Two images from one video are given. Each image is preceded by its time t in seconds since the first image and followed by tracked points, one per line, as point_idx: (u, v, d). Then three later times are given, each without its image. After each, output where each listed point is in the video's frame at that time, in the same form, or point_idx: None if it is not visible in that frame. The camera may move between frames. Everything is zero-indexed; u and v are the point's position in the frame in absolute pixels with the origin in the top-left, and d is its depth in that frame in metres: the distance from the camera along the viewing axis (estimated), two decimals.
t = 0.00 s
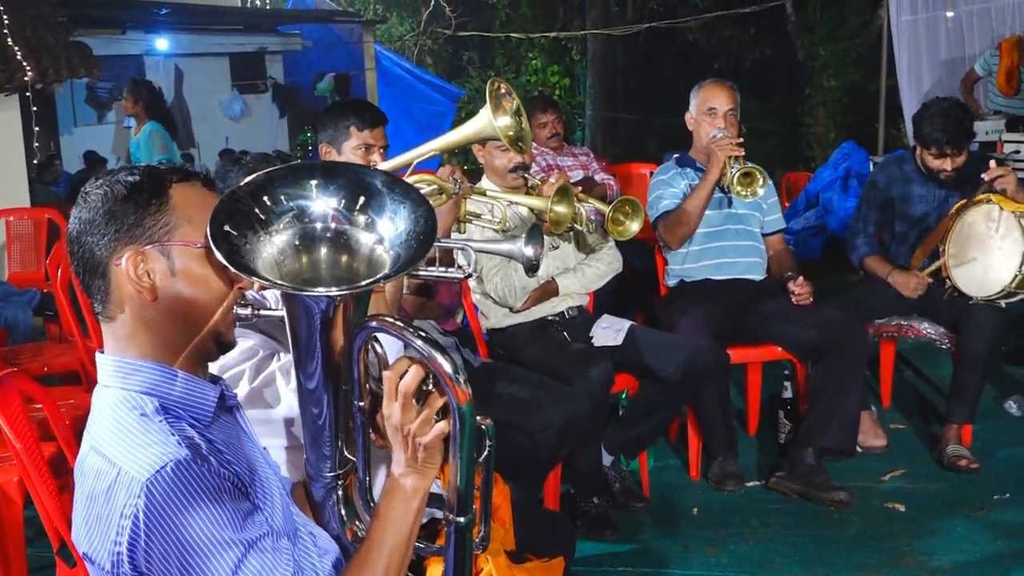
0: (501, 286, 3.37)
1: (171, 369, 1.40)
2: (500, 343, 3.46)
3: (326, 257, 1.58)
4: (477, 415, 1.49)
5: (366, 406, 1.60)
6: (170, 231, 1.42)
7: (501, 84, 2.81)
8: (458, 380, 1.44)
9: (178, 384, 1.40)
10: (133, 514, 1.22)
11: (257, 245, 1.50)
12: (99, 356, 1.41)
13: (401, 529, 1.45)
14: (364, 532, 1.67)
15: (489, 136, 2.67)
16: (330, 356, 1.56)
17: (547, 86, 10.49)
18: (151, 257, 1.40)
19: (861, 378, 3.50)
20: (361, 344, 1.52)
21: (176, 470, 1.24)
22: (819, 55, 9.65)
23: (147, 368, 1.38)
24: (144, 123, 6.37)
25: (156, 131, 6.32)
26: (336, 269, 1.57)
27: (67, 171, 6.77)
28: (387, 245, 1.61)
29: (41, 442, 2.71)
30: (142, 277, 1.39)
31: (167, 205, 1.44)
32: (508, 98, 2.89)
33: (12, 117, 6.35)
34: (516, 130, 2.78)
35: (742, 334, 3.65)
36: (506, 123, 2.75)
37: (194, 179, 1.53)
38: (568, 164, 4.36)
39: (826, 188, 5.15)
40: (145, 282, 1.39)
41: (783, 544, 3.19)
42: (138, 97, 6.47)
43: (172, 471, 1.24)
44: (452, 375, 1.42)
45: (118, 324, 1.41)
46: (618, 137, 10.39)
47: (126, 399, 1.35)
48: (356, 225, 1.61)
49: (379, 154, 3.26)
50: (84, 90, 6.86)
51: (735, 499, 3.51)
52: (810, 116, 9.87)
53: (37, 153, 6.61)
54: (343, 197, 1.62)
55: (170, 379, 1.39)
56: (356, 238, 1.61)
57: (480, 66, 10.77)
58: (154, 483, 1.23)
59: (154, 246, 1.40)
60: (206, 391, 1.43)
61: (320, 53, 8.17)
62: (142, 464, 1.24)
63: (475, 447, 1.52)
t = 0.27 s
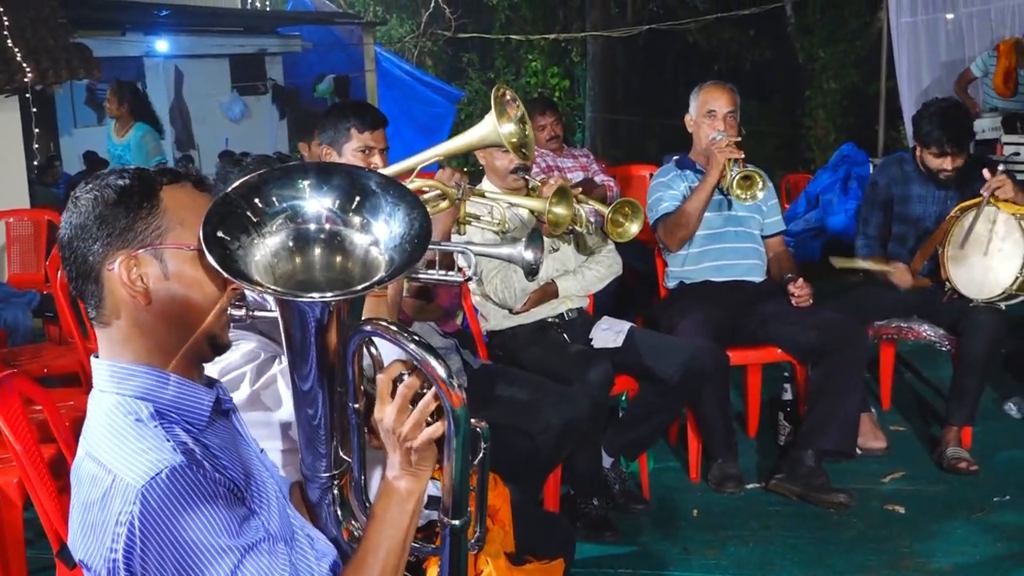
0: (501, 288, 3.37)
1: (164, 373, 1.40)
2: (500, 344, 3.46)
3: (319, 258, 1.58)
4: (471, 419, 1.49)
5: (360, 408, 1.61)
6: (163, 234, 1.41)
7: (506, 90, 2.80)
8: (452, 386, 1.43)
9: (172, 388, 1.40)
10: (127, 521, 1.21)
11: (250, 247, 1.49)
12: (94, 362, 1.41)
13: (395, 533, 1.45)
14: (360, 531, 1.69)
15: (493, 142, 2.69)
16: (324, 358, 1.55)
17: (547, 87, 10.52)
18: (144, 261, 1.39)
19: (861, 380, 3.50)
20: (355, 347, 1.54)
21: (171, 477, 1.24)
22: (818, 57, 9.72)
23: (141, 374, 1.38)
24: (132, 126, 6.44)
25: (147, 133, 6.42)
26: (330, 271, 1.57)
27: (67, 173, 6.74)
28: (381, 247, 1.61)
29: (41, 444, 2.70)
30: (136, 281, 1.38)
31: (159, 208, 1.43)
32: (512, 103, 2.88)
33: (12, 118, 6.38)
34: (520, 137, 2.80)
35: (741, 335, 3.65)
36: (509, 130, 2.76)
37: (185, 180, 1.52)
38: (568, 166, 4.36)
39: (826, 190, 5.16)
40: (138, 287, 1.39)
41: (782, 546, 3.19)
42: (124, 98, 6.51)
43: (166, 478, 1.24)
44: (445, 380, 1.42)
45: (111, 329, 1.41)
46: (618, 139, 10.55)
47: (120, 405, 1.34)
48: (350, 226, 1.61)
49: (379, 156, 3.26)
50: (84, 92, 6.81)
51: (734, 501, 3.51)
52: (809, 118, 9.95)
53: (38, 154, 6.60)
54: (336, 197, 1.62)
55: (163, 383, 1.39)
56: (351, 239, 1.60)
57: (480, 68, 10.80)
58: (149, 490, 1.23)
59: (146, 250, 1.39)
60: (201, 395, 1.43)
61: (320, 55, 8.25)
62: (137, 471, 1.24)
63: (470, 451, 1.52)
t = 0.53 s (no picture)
0: (502, 289, 3.37)
1: (165, 376, 1.40)
2: (502, 346, 3.45)
3: (320, 261, 1.57)
4: (471, 424, 1.48)
5: (359, 410, 1.62)
6: (163, 237, 1.41)
7: (510, 95, 2.83)
8: (451, 393, 1.42)
9: (172, 391, 1.40)
10: (128, 526, 1.22)
11: (250, 250, 1.49)
12: (94, 365, 1.41)
13: (393, 542, 1.45)
14: (359, 534, 1.70)
15: (494, 146, 2.71)
16: (323, 360, 1.55)
17: (549, 90, 10.51)
18: (143, 264, 1.39)
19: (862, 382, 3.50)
20: (356, 352, 1.55)
21: (171, 482, 1.24)
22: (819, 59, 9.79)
23: (141, 377, 1.38)
24: (116, 128, 6.09)
25: (133, 133, 6.07)
26: (330, 273, 1.56)
27: (68, 174, 6.74)
28: (383, 252, 1.61)
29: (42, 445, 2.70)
30: (136, 284, 1.38)
31: (158, 210, 1.42)
32: (515, 108, 2.90)
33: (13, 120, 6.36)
34: (522, 141, 2.81)
35: (743, 338, 3.65)
36: (512, 134, 2.78)
37: (185, 181, 1.52)
38: (570, 168, 4.36)
39: (827, 193, 5.17)
40: (138, 290, 1.39)
41: (784, 549, 3.19)
42: (106, 100, 6.09)
43: (167, 483, 1.24)
44: (445, 387, 1.42)
45: (111, 332, 1.41)
46: (621, 142, 10.22)
47: (122, 408, 1.34)
48: (352, 230, 1.61)
49: (381, 158, 3.25)
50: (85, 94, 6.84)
51: (736, 504, 3.51)
52: (812, 120, 10.03)
53: (39, 156, 6.59)
54: (338, 201, 1.62)
55: (163, 386, 1.39)
56: (352, 243, 1.61)
57: (482, 70, 10.82)
58: (149, 495, 1.23)
59: (146, 252, 1.39)
60: (202, 399, 1.43)
61: (322, 57, 8.16)
62: (138, 476, 1.24)
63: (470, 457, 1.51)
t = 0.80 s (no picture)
0: (503, 289, 3.34)
1: (168, 379, 1.40)
2: (503, 349, 3.45)
3: (324, 263, 1.57)
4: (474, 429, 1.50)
5: (360, 413, 1.63)
6: (167, 239, 1.41)
7: (516, 102, 2.84)
8: (455, 399, 1.45)
9: (174, 393, 1.40)
10: (130, 529, 1.22)
11: (255, 252, 1.49)
12: (97, 367, 1.41)
13: (391, 549, 1.44)
14: (360, 537, 1.71)
15: (500, 153, 2.69)
16: (326, 363, 1.55)
17: (550, 93, 10.49)
18: (147, 267, 1.39)
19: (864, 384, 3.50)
20: (359, 356, 1.56)
21: (174, 485, 1.24)
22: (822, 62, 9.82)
23: (143, 379, 1.38)
24: (94, 123, 5.93)
25: (111, 129, 5.89)
26: (334, 277, 1.56)
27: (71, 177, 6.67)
28: (387, 257, 1.61)
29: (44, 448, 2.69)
30: (140, 287, 1.39)
31: (163, 213, 1.43)
32: (521, 116, 2.91)
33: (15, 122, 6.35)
34: (526, 148, 2.82)
35: (744, 340, 3.65)
36: (517, 141, 2.78)
37: (188, 184, 1.52)
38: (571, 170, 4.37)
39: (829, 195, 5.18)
40: (142, 293, 1.39)
41: (786, 551, 3.19)
42: (86, 96, 5.92)
43: (170, 485, 1.24)
44: (448, 392, 1.44)
45: (114, 334, 1.41)
46: (623, 143, 10.61)
47: (124, 411, 1.35)
48: (357, 234, 1.61)
49: (382, 160, 3.26)
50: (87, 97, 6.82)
51: (737, 506, 3.51)
52: (814, 122, 10.04)
53: (41, 158, 6.59)
54: (343, 205, 1.63)
55: (165, 389, 1.39)
56: (357, 247, 1.60)
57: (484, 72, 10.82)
58: (152, 497, 1.23)
59: (150, 255, 1.39)
60: (205, 402, 1.43)
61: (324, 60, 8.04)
62: (140, 479, 1.24)
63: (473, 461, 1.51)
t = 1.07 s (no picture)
0: (505, 289, 3.30)
1: (172, 384, 1.41)
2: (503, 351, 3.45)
3: (333, 268, 1.57)
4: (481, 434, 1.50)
5: (365, 418, 1.64)
6: (175, 243, 1.41)
7: (522, 112, 2.85)
8: (463, 401, 1.45)
9: (176, 395, 1.40)
10: (132, 530, 1.22)
11: (264, 253, 1.49)
12: (99, 369, 1.41)
13: (395, 554, 1.44)
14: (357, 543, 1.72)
15: (505, 163, 2.72)
16: (332, 367, 1.56)
17: (551, 95, 10.49)
18: (154, 271, 1.39)
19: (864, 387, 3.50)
20: (366, 362, 1.57)
21: (176, 487, 1.24)
22: (823, 64, 9.85)
23: (145, 382, 1.38)
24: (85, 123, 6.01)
25: (99, 128, 6.01)
26: (343, 282, 1.57)
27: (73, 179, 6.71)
28: (396, 263, 1.61)
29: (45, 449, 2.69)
30: (147, 291, 1.38)
31: (169, 216, 1.42)
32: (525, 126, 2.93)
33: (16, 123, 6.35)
34: (531, 159, 2.85)
35: (745, 342, 3.65)
36: (522, 152, 2.81)
37: (193, 187, 1.51)
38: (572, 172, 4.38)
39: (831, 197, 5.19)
40: (149, 297, 1.39)
41: (786, 553, 3.19)
42: (81, 97, 6.17)
43: (171, 487, 1.24)
44: (456, 396, 1.44)
45: (118, 337, 1.41)
46: (624, 145, 10.66)
47: (125, 414, 1.34)
48: (367, 240, 1.61)
49: (382, 163, 3.26)
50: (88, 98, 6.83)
51: (738, 508, 3.51)
52: (815, 124, 10.07)
53: (42, 160, 6.61)
54: (355, 210, 1.63)
55: (168, 391, 1.39)
56: (367, 252, 1.61)
57: (484, 75, 10.84)
58: (153, 500, 1.23)
59: (157, 259, 1.39)
60: (207, 406, 1.44)
61: (324, 62, 8.03)
62: (142, 481, 1.24)
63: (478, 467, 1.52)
